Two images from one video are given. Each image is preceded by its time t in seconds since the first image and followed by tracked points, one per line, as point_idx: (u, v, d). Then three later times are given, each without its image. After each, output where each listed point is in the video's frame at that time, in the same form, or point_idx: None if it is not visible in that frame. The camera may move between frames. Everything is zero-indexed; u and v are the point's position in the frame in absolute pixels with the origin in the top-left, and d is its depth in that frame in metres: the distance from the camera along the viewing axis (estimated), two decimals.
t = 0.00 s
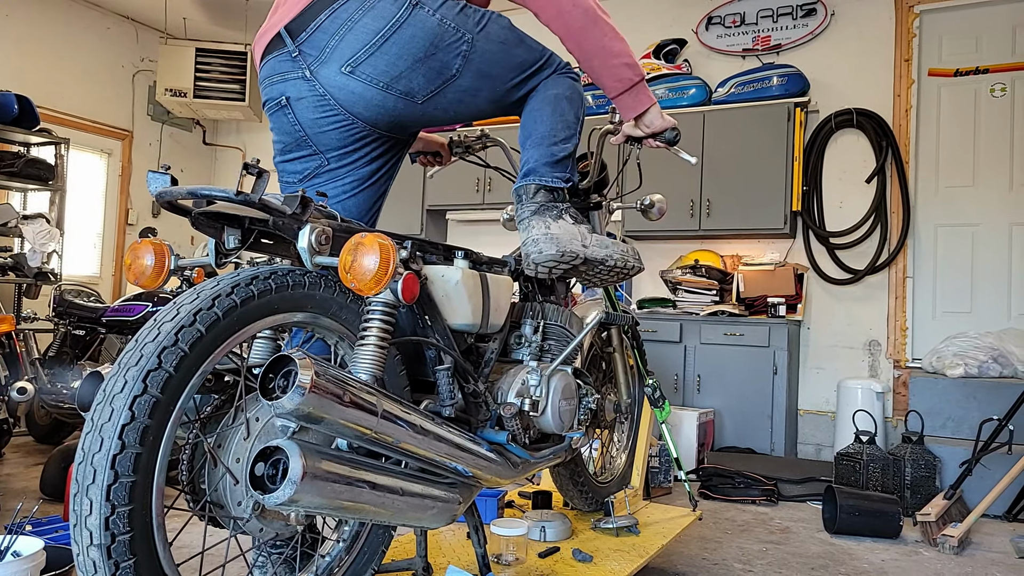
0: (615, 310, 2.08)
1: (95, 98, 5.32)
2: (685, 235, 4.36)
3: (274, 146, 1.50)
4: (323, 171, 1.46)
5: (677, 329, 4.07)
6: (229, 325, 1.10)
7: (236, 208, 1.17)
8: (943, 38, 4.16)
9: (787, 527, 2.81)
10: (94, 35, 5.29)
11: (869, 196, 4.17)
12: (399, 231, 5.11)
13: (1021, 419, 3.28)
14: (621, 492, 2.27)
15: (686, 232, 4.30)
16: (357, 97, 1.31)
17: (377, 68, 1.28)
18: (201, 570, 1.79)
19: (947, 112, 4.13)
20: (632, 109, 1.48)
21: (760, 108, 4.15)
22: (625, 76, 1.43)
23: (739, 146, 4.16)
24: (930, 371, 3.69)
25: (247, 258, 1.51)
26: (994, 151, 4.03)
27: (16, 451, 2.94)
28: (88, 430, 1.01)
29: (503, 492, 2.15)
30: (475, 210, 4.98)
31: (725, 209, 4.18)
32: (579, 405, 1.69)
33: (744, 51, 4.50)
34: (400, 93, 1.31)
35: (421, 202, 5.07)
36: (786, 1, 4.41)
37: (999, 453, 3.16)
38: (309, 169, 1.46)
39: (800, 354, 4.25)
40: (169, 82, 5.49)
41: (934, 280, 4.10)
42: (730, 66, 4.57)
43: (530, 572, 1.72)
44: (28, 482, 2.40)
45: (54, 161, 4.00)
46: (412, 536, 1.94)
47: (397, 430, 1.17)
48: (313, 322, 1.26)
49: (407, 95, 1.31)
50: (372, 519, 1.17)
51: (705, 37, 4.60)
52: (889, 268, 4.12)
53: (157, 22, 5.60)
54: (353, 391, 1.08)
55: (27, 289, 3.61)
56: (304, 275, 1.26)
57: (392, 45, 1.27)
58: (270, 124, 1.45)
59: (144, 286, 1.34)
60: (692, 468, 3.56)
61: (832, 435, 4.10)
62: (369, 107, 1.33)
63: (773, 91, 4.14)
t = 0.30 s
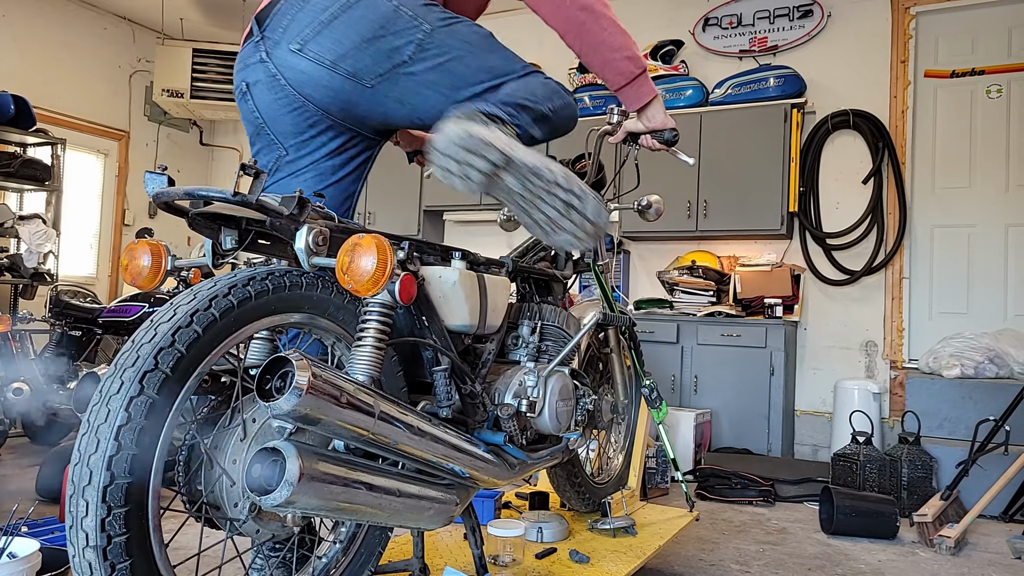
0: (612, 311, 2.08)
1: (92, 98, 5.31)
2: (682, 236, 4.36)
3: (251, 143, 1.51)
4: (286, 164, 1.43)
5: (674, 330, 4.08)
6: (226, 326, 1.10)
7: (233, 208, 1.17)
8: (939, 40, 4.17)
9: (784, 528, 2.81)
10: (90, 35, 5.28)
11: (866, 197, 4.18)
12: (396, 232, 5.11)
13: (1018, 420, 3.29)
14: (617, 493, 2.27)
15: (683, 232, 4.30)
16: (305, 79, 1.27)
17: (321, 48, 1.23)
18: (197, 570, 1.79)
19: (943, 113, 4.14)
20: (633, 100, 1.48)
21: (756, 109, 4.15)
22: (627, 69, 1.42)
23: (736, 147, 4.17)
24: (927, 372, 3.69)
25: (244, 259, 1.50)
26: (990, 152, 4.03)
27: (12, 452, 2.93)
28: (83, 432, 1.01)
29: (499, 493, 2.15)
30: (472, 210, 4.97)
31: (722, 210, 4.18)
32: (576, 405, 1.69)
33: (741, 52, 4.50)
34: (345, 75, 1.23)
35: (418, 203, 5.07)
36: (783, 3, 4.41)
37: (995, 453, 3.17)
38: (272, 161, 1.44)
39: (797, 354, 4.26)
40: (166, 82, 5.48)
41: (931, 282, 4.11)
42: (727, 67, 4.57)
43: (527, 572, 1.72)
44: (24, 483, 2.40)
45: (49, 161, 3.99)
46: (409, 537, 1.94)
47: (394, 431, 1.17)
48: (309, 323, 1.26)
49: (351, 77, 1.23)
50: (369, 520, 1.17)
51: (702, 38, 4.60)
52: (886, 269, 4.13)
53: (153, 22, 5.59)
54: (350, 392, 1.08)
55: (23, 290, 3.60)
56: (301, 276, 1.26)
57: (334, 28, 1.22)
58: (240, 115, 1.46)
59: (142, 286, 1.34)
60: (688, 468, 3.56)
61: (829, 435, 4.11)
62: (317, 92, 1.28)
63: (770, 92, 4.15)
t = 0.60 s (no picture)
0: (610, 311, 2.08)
1: (91, 99, 5.31)
2: (681, 236, 4.36)
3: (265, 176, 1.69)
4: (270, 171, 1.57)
5: (672, 330, 4.08)
6: (224, 326, 1.10)
7: (230, 209, 1.17)
8: (937, 40, 4.17)
9: (782, 528, 2.81)
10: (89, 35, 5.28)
11: (864, 198, 4.19)
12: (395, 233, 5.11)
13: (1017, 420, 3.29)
14: (616, 493, 2.27)
15: (682, 233, 4.31)
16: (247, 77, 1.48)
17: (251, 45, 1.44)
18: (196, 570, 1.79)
19: (942, 114, 4.14)
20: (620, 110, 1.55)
21: (755, 110, 4.15)
22: (612, 82, 1.48)
23: (735, 148, 4.17)
24: (926, 373, 3.69)
25: (242, 259, 1.50)
26: (989, 153, 4.04)
27: (10, 452, 2.93)
28: (82, 432, 1.01)
29: (498, 494, 2.15)
30: (471, 211, 4.98)
31: (721, 211, 4.19)
32: (574, 405, 1.69)
33: (740, 53, 4.50)
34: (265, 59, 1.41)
35: (417, 204, 5.07)
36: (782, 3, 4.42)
37: (994, 454, 3.17)
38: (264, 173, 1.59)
39: (795, 355, 4.26)
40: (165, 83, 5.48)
41: (929, 282, 4.11)
42: (726, 68, 4.58)
43: (525, 573, 1.72)
44: (23, 484, 2.39)
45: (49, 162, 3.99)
46: (408, 538, 1.94)
47: (392, 431, 1.17)
48: (307, 323, 1.26)
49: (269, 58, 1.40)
50: (367, 520, 1.17)
51: (700, 39, 4.60)
52: (884, 269, 4.13)
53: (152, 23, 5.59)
54: (349, 392, 1.08)
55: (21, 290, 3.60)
56: (299, 276, 1.26)
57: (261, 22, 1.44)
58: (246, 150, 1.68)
59: (140, 286, 1.34)
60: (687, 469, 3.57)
61: (827, 436, 4.11)
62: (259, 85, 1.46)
63: (768, 92, 4.16)
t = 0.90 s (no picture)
0: (609, 312, 2.07)
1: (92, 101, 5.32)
2: (680, 237, 4.36)
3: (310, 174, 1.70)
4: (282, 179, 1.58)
5: (671, 331, 4.08)
6: (224, 326, 1.11)
7: (230, 210, 1.17)
8: (937, 40, 4.17)
9: (782, 529, 2.81)
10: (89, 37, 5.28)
11: (864, 198, 4.19)
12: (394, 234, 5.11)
13: (1017, 421, 3.29)
14: (615, 494, 2.27)
15: (681, 234, 4.31)
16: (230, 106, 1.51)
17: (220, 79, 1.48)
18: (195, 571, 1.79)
19: (942, 114, 4.14)
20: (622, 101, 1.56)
21: (755, 111, 4.15)
22: (615, 74, 1.49)
23: (734, 148, 4.17)
24: (926, 374, 3.69)
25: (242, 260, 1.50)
26: (990, 153, 4.04)
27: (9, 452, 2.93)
28: (82, 432, 1.01)
29: (497, 494, 2.15)
30: (470, 212, 4.98)
31: (720, 211, 4.19)
32: (573, 406, 1.69)
33: (739, 53, 4.50)
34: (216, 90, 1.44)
35: (417, 205, 5.07)
36: (781, 3, 4.42)
37: (994, 455, 3.17)
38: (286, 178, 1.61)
39: (795, 355, 4.26)
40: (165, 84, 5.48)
41: (930, 283, 4.11)
42: (725, 68, 4.58)
43: (524, 573, 1.72)
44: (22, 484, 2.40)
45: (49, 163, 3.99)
46: (407, 538, 1.94)
47: (392, 431, 1.18)
48: (307, 324, 1.27)
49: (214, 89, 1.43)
50: (366, 520, 1.17)
51: (700, 39, 4.60)
52: (884, 270, 4.13)
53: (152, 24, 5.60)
54: (348, 393, 1.08)
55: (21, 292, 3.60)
56: (298, 277, 1.26)
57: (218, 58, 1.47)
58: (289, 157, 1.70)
59: (140, 287, 1.34)
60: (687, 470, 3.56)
61: (827, 437, 4.11)
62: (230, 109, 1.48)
63: (768, 92, 4.15)
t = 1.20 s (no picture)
0: (610, 312, 2.08)
1: (93, 102, 5.33)
2: (681, 237, 4.36)
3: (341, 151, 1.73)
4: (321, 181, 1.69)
5: (672, 332, 4.08)
6: (226, 327, 1.12)
7: (232, 211, 1.17)
8: (939, 40, 4.17)
9: (782, 530, 2.81)
10: (91, 38, 5.30)
11: (865, 198, 4.19)
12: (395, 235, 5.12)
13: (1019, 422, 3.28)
14: (616, 495, 2.27)
15: (682, 234, 4.31)
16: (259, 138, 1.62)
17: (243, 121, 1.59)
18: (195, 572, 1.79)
19: (944, 114, 4.14)
20: (631, 97, 1.56)
21: (756, 111, 4.15)
22: (625, 76, 1.49)
23: (735, 149, 4.17)
24: (927, 374, 3.69)
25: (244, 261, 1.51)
26: (992, 153, 4.03)
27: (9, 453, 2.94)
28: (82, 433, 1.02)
29: (497, 495, 2.15)
30: (471, 213, 4.98)
31: (721, 212, 4.19)
32: (573, 407, 1.69)
33: (740, 53, 4.50)
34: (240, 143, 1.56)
35: (417, 206, 5.08)
36: (782, 3, 4.42)
37: (997, 456, 3.17)
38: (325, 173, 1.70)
39: (796, 356, 4.26)
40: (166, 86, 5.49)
41: (931, 284, 4.11)
42: (726, 68, 4.58)
43: (524, 574, 1.72)
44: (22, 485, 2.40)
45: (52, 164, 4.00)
46: (408, 539, 1.94)
47: (392, 433, 1.18)
48: (307, 325, 1.27)
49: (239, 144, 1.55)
50: (367, 521, 1.18)
51: (700, 39, 4.61)
52: (886, 271, 4.13)
53: (153, 26, 5.62)
54: (349, 394, 1.09)
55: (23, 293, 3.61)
56: (299, 278, 1.26)
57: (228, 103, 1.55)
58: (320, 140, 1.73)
59: (143, 288, 1.36)
60: (687, 471, 3.56)
61: (828, 438, 4.11)
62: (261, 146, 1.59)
63: (769, 93, 4.15)
